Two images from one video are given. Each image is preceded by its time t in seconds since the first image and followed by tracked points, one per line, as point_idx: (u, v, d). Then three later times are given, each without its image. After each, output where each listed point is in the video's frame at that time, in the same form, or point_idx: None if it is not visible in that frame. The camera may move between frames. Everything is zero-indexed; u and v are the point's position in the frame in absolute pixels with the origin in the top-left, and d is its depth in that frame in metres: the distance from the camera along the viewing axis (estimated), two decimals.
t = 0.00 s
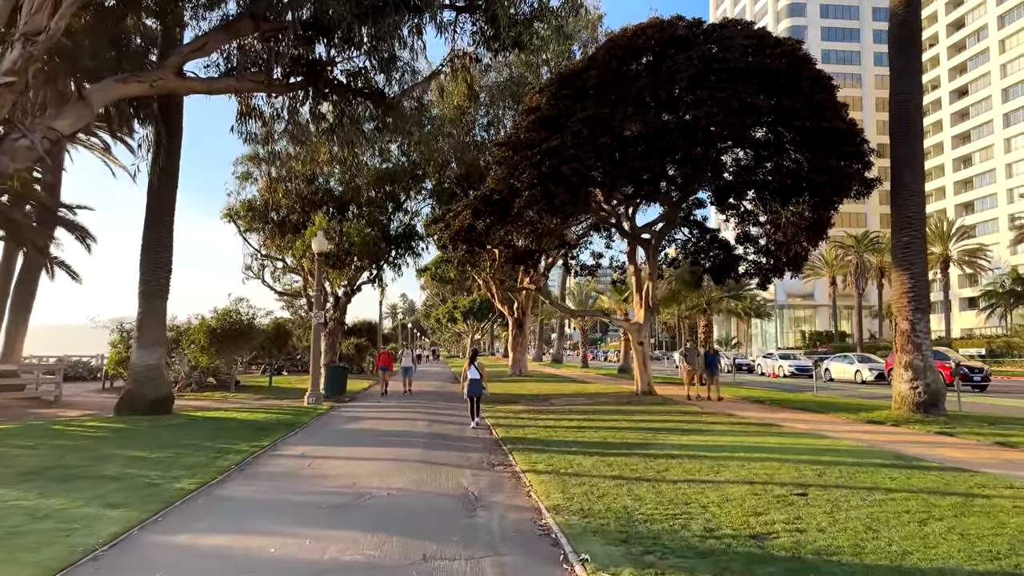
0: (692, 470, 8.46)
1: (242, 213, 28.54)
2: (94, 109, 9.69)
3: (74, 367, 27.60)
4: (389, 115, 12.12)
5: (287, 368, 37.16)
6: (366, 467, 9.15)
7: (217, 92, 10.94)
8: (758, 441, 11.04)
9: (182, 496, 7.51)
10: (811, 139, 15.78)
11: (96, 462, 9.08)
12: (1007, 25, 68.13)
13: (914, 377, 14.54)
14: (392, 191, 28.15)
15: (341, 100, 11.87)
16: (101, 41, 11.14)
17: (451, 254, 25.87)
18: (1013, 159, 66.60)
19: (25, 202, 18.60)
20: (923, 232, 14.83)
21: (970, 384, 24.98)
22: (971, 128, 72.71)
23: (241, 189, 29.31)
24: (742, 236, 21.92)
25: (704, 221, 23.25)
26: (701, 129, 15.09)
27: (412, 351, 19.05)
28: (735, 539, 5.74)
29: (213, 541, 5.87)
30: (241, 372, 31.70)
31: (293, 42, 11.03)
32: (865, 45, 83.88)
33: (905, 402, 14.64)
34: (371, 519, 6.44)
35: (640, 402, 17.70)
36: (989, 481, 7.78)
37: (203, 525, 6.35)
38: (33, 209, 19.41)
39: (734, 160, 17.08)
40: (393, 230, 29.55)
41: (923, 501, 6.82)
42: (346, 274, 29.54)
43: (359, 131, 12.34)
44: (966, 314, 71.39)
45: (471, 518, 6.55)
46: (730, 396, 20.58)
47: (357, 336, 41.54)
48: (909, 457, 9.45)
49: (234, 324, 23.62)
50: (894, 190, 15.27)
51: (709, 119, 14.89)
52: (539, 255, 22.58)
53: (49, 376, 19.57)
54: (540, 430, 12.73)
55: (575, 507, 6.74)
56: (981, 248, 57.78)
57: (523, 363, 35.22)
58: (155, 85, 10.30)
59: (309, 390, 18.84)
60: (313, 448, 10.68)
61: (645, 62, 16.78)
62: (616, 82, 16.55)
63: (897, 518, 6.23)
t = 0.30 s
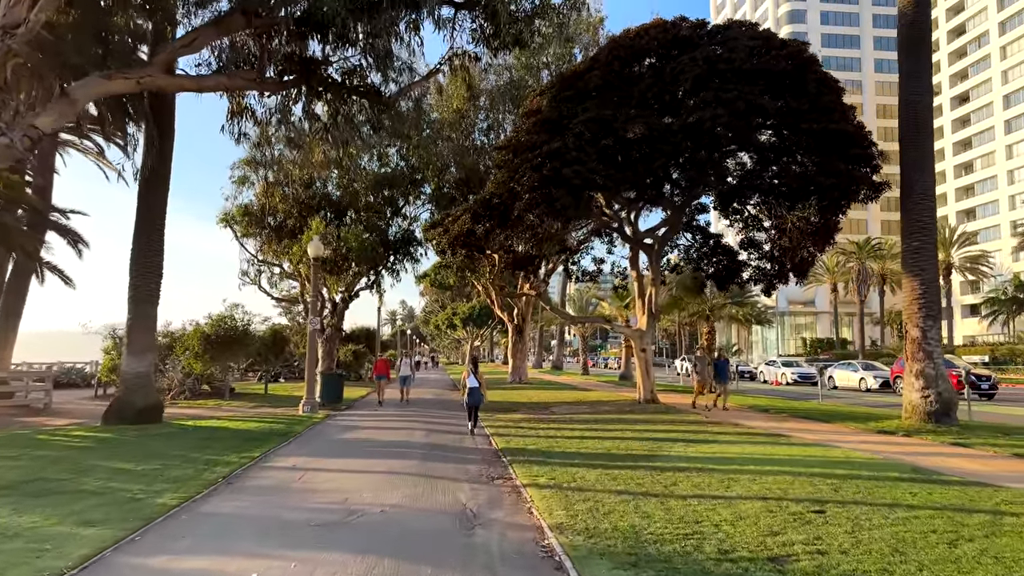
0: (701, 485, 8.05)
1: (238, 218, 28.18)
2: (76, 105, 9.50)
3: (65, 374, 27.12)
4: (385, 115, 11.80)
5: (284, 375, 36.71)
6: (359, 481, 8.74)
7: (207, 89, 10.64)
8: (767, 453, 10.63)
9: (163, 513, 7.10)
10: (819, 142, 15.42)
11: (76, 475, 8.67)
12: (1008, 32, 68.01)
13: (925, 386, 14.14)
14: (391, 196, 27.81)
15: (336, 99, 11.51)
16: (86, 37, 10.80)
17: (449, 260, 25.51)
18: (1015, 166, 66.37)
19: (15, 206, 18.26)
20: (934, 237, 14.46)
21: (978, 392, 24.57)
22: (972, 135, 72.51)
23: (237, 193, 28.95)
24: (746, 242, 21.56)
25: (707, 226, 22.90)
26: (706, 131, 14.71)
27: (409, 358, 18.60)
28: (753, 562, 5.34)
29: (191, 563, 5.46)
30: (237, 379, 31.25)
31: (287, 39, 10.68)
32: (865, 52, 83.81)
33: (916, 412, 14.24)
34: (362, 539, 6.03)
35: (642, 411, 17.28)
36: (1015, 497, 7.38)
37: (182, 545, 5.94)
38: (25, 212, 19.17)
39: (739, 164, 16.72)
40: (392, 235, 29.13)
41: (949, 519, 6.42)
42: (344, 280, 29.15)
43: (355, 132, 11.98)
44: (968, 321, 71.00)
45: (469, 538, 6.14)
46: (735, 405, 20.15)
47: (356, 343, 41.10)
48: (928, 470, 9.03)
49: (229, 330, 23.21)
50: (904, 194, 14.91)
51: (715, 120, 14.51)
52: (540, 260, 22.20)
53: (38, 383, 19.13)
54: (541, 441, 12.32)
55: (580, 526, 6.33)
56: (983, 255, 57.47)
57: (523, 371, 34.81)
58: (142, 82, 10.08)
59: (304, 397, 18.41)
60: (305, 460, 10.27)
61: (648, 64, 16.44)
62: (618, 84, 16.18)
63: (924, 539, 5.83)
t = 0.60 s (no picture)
0: (710, 490, 7.69)
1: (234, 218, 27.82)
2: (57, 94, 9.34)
3: (59, 376, 26.72)
4: (381, 106, 11.47)
5: (281, 377, 36.29)
6: (351, 486, 8.37)
7: (195, 78, 10.32)
8: (776, 456, 10.26)
9: (142, 521, 6.72)
10: (825, 137, 15.05)
11: (56, 480, 8.30)
12: (1008, 33, 67.75)
13: (935, 387, 13.78)
14: (389, 195, 27.46)
15: (328, 89, 11.15)
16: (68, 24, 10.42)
17: (448, 259, 25.14)
18: (1015, 167, 66.11)
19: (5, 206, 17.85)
20: (944, 234, 14.12)
21: (984, 394, 24.21)
22: (973, 136, 72.25)
23: (233, 193, 28.59)
24: (749, 241, 21.23)
25: (709, 225, 22.57)
26: (710, 126, 14.34)
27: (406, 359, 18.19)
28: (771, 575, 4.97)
29: None
30: (233, 380, 30.86)
31: (278, 27, 10.34)
32: (865, 54, 83.59)
33: (926, 414, 13.88)
34: (352, 550, 5.65)
35: (645, 413, 16.92)
36: None
37: (158, 557, 5.57)
38: (14, 211, 18.71)
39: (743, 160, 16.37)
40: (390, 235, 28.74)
41: (975, 527, 6.07)
42: (341, 280, 28.77)
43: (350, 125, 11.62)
44: (969, 323, 70.68)
45: (465, 548, 5.76)
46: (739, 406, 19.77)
47: (353, 345, 40.69)
48: (945, 475, 8.67)
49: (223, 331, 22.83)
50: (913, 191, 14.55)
51: (719, 114, 14.16)
52: (539, 260, 21.83)
53: (27, 385, 18.73)
54: (541, 444, 11.96)
55: (584, 535, 5.96)
56: (984, 256, 57.17)
57: (523, 373, 34.45)
58: (126, 70, 9.80)
59: (299, 399, 18.03)
60: (296, 464, 9.90)
61: (650, 58, 16.10)
62: (619, 78, 15.82)
63: (953, 550, 5.47)
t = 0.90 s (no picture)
0: (721, 501, 7.30)
1: (227, 217, 27.33)
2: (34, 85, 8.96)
3: (48, 378, 26.24)
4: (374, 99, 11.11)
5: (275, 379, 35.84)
6: (342, 496, 7.96)
7: (180, 69, 9.95)
8: (786, 463, 9.87)
9: (119, 536, 6.31)
10: (832, 134, 14.70)
11: (32, 489, 7.88)
12: (1007, 33, 67.54)
13: (945, 390, 13.42)
14: (385, 195, 27.07)
15: (320, 82, 10.74)
16: (49, 14, 10.10)
17: (445, 259, 24.73)
18: (1014, 167, 65.88)
19: None
20: (955, 233, 13.76)
21: (988, 397, 23.86)
22: (971, 137, 72.04)
23: (228, 192, 28.12)
24: (752, 241, 20.89)
25: (710, 225, 22.24)
26: (715, 122, 13.97)
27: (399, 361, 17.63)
28: None
29: None
30: (226, 382, 30.40)
31: (268, 16, 9.95)
32: (863, 54, 83.39)
33: (936, 417, 13.51)
34: (340, 569, 5.26)
35: (646, 416, 16.54)
36: None
37: None
38: None
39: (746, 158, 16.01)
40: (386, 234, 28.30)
41: (1007, 543, 5.69)
42: (336, 281, 28.32)
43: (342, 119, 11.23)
44: (968, 324, 70.44)
45: (462, 567, 5.37)
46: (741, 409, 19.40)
47: (349, 347, 40.15)
48: (964, 484, 8.29)
49: (215, 332, 22.38)
50: (922, 189, 14.19)
51: (723, 110, 13.78)
52: (538, 260, 21.45)
53: (13, 388, 18.27)
54: (541, 449, 11.60)
55: (590, 552, 5.57)
56: (984, 256, 56.90)
57: (520, 374, 34.06)
58: (108, 61, 9.58)
59: (292, 402, 17.61)
60: (286, 472, 9.50)
61: (652, 53, 15.72)
62: (621, 74, 15.44)
63: (987, 570, 5.08)
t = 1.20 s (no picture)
0: (737, 513, 6.92)
1: (224, 217, 26.95)
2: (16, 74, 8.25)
3: (42, 380, 25.87)
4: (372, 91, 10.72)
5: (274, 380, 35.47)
6: (337, 506, 7.57)
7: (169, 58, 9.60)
8: (800, 470, 9.48)
9: (99, 550, 5.94)
10: (842, 130, 14.30)
11: (12, 499, 7.51)
12: (1009, 33, 67.19)
13: (960, 393, 13.04)
14: (384, 194, 26.70)
15: (315, 72, 10.38)
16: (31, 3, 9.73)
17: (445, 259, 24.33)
18: (1016, 167, 65.54)
19: None
20: (970, 231, 13.37)
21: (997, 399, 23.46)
22: (973, 137, 71.69)
23: (225, 191, 27.74)
24: (757, 240, 20.49)
25: (715, 223, 21.89)
26: (724, 116, 13.56)
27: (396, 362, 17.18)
28: None
29: None
30: (224, 384, 30.02)
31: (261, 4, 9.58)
32: (864, 54, 83.05)
33: (950, 421, 13.12)
34: None
35: (651, 420, 16.16)
36: None
37: None
38: None
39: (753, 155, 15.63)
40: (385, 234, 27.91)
41: None
42: (335, 282, 27.93)
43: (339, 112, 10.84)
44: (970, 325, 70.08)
45: None
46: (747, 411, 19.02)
47: (348, 348, 39.74)
48: (989, 492, 7.91)
49: (211, 333, 22.00)
50: (935, 186, 13.80)
51: (733, 104, 13.37)
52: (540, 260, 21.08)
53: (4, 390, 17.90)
54: (545, 454, 11.22)
55: (603, 570, 5.18)
56: (986, 257, 56.54)
57: (521, 376, 33.70)
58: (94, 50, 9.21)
59: (289, 405, 17.22)
60: (280, 479, 9.12)
61: (657, 47, 15.35)
62: (625, 68, 15.07)
63: None
